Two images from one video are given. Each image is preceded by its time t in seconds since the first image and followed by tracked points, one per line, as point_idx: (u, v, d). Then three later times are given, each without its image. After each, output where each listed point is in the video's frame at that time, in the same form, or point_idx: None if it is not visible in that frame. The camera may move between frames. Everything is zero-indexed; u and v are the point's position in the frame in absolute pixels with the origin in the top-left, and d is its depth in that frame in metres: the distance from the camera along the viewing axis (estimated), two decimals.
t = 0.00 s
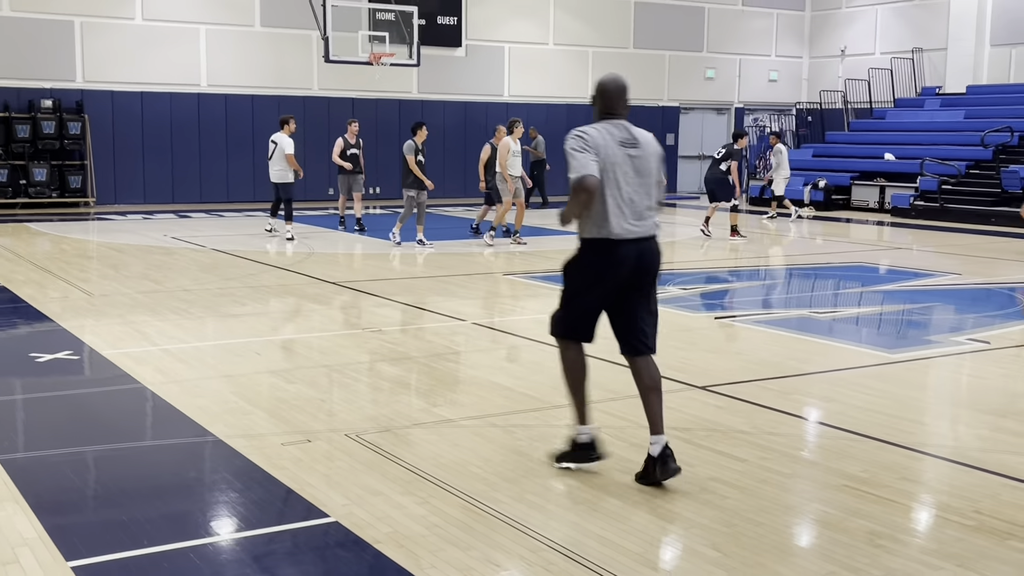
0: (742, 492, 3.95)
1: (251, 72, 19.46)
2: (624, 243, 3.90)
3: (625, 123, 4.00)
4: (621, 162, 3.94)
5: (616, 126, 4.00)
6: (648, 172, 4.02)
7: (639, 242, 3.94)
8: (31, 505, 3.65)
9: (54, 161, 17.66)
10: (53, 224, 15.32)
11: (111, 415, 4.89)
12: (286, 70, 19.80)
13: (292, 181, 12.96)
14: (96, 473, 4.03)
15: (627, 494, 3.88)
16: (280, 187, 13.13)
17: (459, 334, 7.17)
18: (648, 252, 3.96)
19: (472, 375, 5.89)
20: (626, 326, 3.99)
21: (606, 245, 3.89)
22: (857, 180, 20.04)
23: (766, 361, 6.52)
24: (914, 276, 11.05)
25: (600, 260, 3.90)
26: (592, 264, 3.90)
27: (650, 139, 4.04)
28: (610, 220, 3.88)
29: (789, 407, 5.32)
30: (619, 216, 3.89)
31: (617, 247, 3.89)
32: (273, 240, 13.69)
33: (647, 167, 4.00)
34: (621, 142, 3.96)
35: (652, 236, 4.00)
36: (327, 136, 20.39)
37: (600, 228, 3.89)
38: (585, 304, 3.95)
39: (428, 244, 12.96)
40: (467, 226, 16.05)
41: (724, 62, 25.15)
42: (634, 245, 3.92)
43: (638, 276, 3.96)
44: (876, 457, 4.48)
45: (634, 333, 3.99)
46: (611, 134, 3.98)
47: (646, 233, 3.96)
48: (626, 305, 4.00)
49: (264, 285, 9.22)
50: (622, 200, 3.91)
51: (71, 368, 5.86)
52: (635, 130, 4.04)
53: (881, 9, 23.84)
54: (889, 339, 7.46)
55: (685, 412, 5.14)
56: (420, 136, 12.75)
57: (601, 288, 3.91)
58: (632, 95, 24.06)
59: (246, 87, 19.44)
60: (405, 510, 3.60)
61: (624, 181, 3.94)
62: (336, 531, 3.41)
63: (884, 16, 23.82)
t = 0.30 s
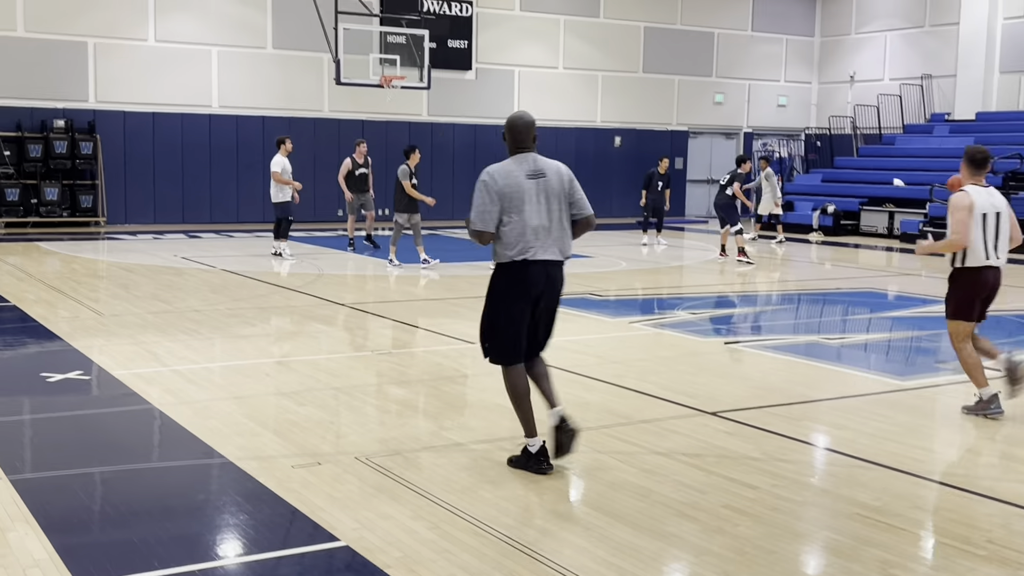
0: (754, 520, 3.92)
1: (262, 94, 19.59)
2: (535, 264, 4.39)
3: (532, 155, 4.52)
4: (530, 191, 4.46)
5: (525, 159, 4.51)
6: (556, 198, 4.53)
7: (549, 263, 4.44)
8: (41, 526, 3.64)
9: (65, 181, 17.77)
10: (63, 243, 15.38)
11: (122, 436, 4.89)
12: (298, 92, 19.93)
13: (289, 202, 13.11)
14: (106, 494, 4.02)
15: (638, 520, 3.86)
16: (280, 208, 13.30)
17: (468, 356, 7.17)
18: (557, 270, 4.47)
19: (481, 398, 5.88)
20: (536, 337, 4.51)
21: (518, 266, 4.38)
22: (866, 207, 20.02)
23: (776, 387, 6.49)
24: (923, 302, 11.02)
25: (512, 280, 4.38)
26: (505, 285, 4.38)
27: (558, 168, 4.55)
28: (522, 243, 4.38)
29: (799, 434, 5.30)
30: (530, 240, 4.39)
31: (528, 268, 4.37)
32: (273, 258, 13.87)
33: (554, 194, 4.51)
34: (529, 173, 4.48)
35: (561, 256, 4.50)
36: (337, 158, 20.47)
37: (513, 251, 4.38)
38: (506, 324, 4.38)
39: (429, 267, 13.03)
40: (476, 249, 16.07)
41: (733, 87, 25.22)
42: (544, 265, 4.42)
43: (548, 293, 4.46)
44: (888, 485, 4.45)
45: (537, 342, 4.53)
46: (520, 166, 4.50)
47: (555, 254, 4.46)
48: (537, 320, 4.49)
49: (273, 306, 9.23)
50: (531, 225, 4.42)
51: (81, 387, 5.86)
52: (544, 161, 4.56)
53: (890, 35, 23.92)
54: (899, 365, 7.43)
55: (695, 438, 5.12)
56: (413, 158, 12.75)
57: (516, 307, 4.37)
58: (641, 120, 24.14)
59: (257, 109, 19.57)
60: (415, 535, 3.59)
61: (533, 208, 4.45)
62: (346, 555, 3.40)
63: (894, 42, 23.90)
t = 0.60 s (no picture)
0: (762, 546, 3.90)
1: (269, 118, 19.71)
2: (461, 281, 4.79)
3: (466, 182, 4.94)
4: (461, 215, 4.87)
5: (462, 186, 4.93)
6: (487, 222, 4.92)
7: (475, 281, 4.82)
8: (47, 551, 3.62)
9: (72, 205, 17.85)
10: (69, 267, 15.43)
11: (128, 461, 4.87)
12: (304, 117, 20.06)
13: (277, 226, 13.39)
14: (112, 519, 4.00)
15: (646, 546, 3.84)
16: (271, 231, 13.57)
17: (473, 380, 7.15)
18: (484, 288, 4.85)
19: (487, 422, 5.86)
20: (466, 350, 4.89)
21: (445, 284, 4.79)
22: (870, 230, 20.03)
23: (783, 411, 6.46)
24: (928, 326, 10.99)
25: (440, 296, 4.79)
26: (434, 300, 4.79)
27: (492, 197, 4.95)
28: (447, 262, 4.77)
29: (806, 458, 5.27)
30: (456, 259, 4.77)
31: (454, 286, 4.77)
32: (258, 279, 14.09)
33: (485, 218, 4.90)
34: (461, 199, 4.90)
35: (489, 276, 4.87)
36: (342, 181, 20.54)
37: (440, 269, 4.78)
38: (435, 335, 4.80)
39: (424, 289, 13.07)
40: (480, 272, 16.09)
41: (738, 110, 25.30)
42: (470, 283, 4.80)
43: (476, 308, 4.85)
44: (896, 510, 4.42)
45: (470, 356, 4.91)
46: (454, 192, 4.92)
47: (483, 273, 4.84)
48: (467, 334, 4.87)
49: (278, 330, 9.23)
50: (459, 245, 4.81)
51: (85, 411, 5.85)
52: (479, 188, 4.96)
53: (894, 59, 24.03)
54: (905, 390, 7.40)
55: (702, 463, 5.09)
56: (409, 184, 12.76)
57: (444, 321, 4.78)
58: (645, 143, 24.22)
59: (263, 132, 19.68)
60: (421, 561, 3.56)
61: (462, 230, 4.84)
62: None
63: (897, 66, 24.02)
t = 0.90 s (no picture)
0: (759, 567, 3.89)
1: (267, 139, 19.77)
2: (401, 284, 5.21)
3: (403, 191, 5.30)
4: (398, 223, 5.25)
5: (398, 195, 5.31)
6: (421, 228, 5.34)
7: (413, 283, 5.24)
8: None
9: (70, 226, 17.88)
10: (67, 288, 15.43)
11: (124, 483, 4.85)
12: (303, 137, 20.13)
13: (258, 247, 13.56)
14: (108, 542, 3.99)
15: (643, 568, 3.82)
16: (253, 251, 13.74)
17: (470, 401, 7.14)
18: (421, 290, 5.27)
19: (484, 443, 5.85)
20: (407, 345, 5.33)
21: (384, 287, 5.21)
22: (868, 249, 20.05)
23: (780, 431, 6.46)
24: (926, 345, 10.99)
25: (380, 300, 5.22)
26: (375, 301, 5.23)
27: (424, 205, 5.35)
28: (388, 268, 5.18)
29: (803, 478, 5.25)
30: (393, 267, 5.19)
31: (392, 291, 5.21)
32: (249, 299, 14.18)
33: (421, 225, 5.33)
34: (398, 208, 5.27)
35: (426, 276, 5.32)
36: (340, 200, 20.56)
37: (380, 273, 5.19)
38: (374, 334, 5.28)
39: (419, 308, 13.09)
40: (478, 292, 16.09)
41: (735, 130, 25.40)
42: (410, 284, 5.23)
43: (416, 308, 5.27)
44: (893, 531, 4.41)
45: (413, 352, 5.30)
46: (392, 202, 5.27)
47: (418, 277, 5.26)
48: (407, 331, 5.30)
49: (275, 351, 9.23)
50: (397, 251, 5.20)
51: (82, 433, 5.84)
52: (413, 197, 5.36)
53: (890, 78, 24.16)
54: (903, 409, 7.39)
55: (700, 483, 5.08)
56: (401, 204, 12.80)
57: (384, 318, 5.24)
58: (643, 162, 24.28)
59: (262, 153, 19.74)
60: None
61: (401, 237, 5.24)
62: None
63: (894, 85, 24.13)
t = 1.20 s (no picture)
0: None
1: (264, 153, 19.81)
2: (349, 288, 5.58)
3: (354, 202, 5.73)
4: (348, 233, 5.64)
5: (348, 207, 5.72)
6: (371, 238, 5.71)
7: (364, 289, 5.62)
8: None
9: (66, 241, 17.85)
10: (63, 303, 15.40)
11: (117, 500, 4.83)
12: (300, 152, 20.17)
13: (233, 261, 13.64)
14: (102, 558, 3.97)
15: None
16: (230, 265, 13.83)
17: (465, 415, 7.13)
18: (372, 294, 5.65)
19: (479, 458, 5.84)
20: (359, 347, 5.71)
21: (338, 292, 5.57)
22: (864, 263, 20.07)
23: (776, 445, 6.45)
24: (922, 359, 10.99)
25: (334, 306, 5.57)
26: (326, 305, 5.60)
27: (376, 215, 5.75)
28: (336, 273, 5.56)
29: (799, 493, 5.25)
30: (346, 273, 5.56)
31: (346, 296, 5.57)
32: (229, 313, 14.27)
33: (372, 234, 5.69)
34: (349, 217, 5.68)
35: (375, 282, 5.68)
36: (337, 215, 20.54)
37: (334, 280, 5.57)
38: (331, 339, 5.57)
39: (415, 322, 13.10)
40: (476, 306, 16.08)
41: (730, 144, 25.46)
42: (358, 289, 5.59)
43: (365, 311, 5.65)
44: (888, 546, 4.41)
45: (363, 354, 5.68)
46: (343, 213, 5.70)
47: (370, 282, 5.64)
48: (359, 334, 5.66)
49: (271, 366, 9.21)
50: (345, 258, 5.59)
51: (77, 449, 5.82)
52: (365, 208, 5.77)
53: (886, 93, 24.26)
54: (899, 423, 7.38)
55: (696, 499, 5.07)
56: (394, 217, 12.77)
57: (339, 323, 5.57)
58: (639, 176, 24.32)
59: (259, 168, 19.77)
60: None
61: (350, 245, 5.62)
62: None
63: (889, 100, 24.25)
